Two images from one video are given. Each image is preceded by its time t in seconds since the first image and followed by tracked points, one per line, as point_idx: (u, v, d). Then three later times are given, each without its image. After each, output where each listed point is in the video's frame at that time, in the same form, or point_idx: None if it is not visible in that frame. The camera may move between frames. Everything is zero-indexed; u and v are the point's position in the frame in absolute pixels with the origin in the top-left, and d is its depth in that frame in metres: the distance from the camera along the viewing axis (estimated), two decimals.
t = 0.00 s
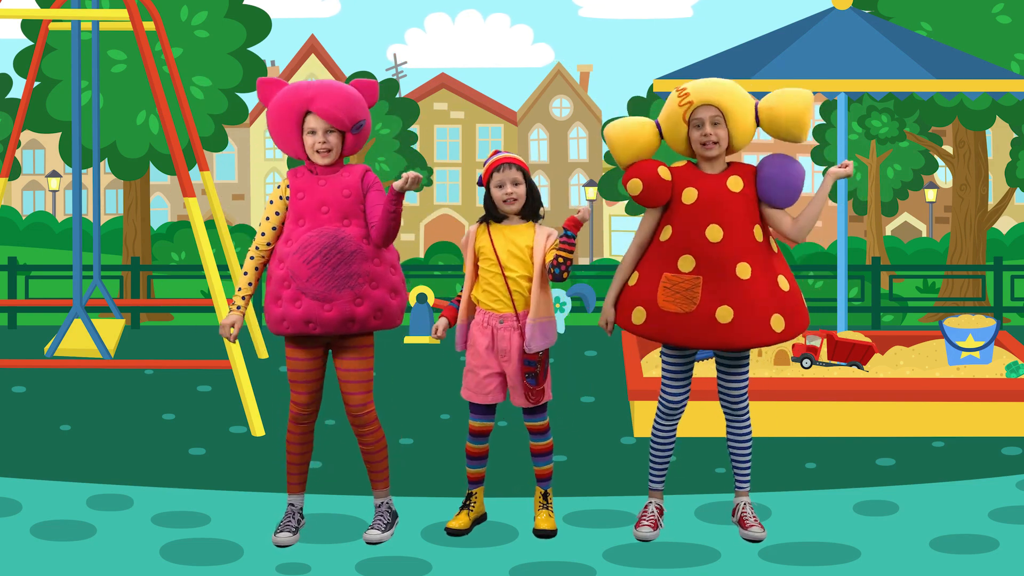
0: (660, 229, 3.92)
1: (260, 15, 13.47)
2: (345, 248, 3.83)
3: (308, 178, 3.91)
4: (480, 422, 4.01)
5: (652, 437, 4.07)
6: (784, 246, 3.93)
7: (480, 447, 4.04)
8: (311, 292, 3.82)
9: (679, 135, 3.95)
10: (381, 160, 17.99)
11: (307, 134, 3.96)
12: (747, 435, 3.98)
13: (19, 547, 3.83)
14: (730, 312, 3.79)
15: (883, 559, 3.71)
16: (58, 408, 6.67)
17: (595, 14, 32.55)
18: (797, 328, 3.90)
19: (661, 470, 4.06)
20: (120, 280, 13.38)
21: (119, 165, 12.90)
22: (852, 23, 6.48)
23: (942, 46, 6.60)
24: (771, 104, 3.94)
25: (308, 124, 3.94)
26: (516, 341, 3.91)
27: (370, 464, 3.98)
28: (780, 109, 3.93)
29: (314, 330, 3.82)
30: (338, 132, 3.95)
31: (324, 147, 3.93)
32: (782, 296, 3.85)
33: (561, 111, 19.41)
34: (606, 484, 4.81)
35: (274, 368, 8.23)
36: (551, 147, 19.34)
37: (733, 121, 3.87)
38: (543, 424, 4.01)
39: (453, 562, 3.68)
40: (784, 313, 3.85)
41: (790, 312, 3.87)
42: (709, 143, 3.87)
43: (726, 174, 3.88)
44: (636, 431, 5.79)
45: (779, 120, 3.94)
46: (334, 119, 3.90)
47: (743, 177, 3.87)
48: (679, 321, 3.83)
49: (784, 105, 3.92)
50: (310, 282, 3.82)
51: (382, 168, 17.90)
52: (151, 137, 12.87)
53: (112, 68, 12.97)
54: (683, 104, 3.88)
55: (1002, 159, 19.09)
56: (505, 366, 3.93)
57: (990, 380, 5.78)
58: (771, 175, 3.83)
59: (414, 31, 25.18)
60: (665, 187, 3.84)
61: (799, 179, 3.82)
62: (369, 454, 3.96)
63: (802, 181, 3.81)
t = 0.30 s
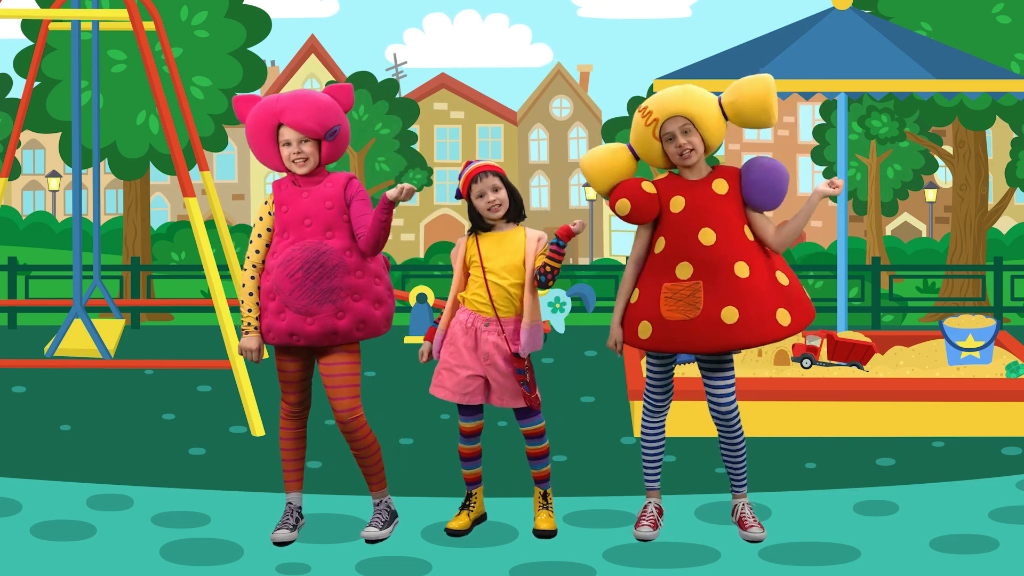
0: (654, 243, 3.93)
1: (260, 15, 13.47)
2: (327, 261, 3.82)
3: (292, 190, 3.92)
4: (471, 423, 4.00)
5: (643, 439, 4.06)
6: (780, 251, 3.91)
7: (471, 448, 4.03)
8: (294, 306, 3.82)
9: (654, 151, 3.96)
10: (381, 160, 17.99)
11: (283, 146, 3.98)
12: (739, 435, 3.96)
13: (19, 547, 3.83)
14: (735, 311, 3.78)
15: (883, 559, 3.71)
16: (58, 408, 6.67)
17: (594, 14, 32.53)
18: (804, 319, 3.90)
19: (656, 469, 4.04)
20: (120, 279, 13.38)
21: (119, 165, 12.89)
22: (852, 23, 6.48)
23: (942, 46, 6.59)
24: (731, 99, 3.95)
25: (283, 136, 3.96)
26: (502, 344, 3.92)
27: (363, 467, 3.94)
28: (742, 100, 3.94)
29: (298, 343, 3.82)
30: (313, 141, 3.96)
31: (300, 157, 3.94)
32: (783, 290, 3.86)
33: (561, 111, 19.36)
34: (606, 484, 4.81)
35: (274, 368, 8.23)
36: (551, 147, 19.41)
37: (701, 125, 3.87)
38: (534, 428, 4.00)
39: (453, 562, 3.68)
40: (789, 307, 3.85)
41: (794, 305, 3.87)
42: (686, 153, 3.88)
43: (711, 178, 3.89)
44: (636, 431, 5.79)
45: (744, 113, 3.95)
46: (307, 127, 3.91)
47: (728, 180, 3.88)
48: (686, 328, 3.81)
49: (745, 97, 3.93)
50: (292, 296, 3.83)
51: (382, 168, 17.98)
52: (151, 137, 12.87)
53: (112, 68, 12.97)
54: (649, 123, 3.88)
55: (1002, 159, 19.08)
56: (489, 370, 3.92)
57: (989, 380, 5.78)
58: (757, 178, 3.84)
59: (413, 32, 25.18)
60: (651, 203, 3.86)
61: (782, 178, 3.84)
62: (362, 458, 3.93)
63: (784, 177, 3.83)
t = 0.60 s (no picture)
0: (655, 246, 3.93)
1: (260, 15, 13.47)
2: (330, 267, 3.81)
3: (298, 196, 3.93)
4: (466, 424, 4.00)
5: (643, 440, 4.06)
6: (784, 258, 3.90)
7: (467, 449, 4.03)
8: (295, 310, 3.82)
9: (660, 159, 3.95)
10: (381, 160, 17.99)
11: (288, 158, 3.97)
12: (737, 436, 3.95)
13: (19, 547, 3.83)
14: (732, 321, 3.78)
15: (883, 559, 3.71)
16: (57, 408, 6.67)
17: (592, 14, 32.54)
18: (802, 329, 3.90)
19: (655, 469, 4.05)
20: (120, 279, 13.38)
21: (119, 165, 12.90)
22: (852, 23, 6.48)
23: (942, 47, 6.59)
24: (738, 108, 3.93)
25: (287, 148, 3.95)
26: (497, 348, 3.91)
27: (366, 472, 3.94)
28: (750, 108, 3.91)
29: (298, 348, 3.82)
30: (318, 152, 3.95)
31: (306, 168, 3.94)
32: (783, 299, 3.85)
33: (561, 111, 19.40)
34: (606, 485, 4.81)
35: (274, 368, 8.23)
36: (551, 147, 19.44)
37: (708, 133, 3.86)
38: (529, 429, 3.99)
39: (453, 562, 3.68)
40: (787, 316, 3.85)
41: (792, 315, 3.86)
42: (692, 161, 3.86)
43: (716, 184, 3.88)
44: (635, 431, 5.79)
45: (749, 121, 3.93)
46: (312, 139, 3.91)
47: (732, 186, 3.87)
48: (682, 335, 3.82)
49: (754, 106, 3.91)
50: (294, 299, 3.83)
51: (382, 168, 17.92)
52: (151, 137, 12.87)
53: (112, 67, 12.97)
54: (656, 130, 3.88)
55: (1002, 159, 19.08)
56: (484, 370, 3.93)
57: (990, 380, 5.78)
58: (762, 182, 3.82)
59: (412, 32, 25.19)
60: (657, 206, 3.85)
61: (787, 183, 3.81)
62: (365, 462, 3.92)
63: (790, 184, 3.79)
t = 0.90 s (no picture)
0: (668, 232, 3.92)
1: (260, 15, 13.47)
2: (340, 254, 3.81)
3: (312, 186, 3.94)
4: (481, 422, 4.01)
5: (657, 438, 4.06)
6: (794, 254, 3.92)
7: (478, 447, 4.03)
8: (306, 298, 3.82)
9: (696, 128, 3.94)
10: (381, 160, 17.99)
11: (326, 138, 3.96)
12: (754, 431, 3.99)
13: (19, 547, 3.83)
14: (743, 307, 3.78)
15: (883, 559, 3.71)
16: (58, 408, 6.67)
17: (591, 14, 32.56)
18: (811, 321, 3.90)
19: (665, 471, 4.04)
20: (120, 279, 13.38)
21: (119, 165, 12.90)
22: (852, 23, 6.48)
23: (942, 46, 6.59)
24: (791, 126, 3.96)
25: (329, 129, 3.94)
26: (518, 343, 3.92)
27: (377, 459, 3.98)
28: (798, 134, 3.96)
29: (310, 336, 3.81)
30: (356, 142, 3.96)
31: (339, 154, 3.93)
32: (794, 290, 3.87)
33: (561, 111, 19.43)
34: (607, 484, 4.81)
35: (275, 368, 8.23)
36: (551, 147, 19.39)
37: (750, 128, 3.87)
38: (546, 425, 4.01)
39: (453, 562, 3.68)
40: (797, 308, 3.86)
41: (802, 306, 3.87)
42: (721, 142, 3.86)
43: (732, 172, 3.88)
44: (636, 431, 5.79)
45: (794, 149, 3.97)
46: (355, 129, 3.91)
47: (749, 177, 3.87)
48: (692, 319, 3.81)
49: (802, 131, 3.95)
50: (305, 288, 3.82)
51: (382, 168, 17.88)
52: (150, 137, 12.87)
53: (112, 68, 12.97)
54: (710, 99, 3.87)
55: (1002, 159, 19.09)
56: (507, 367, 3.94)
57: (990, 379, 5.78)
58: (777, 180, 3.81)
59: (411, 32, 25.21)
60: (670, 186, 3.85)
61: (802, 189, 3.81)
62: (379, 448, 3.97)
63: (805, 190, 3.80)
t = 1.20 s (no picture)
0: (675, 228, 3.92)
1: (260, 15, 13.47)
2: (358, 255, 3.81)
3: (329, 185, 3.93)
4: (488, 423, 4.00)
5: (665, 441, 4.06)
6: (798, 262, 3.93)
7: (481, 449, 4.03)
8: (322, 297, 3.82)
9: (714, 130, 3.93)
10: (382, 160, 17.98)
11: (342, 136, 3.95)
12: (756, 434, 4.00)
13: (19, 547, 3.83)
14: (739, 316, 3.80)
15: (883, 559, 3.71)
16: (58, 408, 6.67)
17: (590, 14, 32.56)
18: (804, 338, 3.91)
19: (673, 472, 4.05)
20: (120, 279, 13.38)
21: (119, 165, 12.90)
22: (852, 22, 6.48)
23: (942, 46, 6.59)
24: (810, 134, 3.96)
25: (346, 127, 3.93)
26: (530, 344, 3.91)
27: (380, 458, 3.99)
28: (817, 142, 3.96)
29: (324, 336, 3.81)
30: (372, 139, 3.94)
31: (356, 152, 3.92)
32: (792, 306, 3.87)
33: (561, 111, 19.32)
34: (607, 484, 4.81)
35: (275, 368, 8.23)
36: (551, 147, 19.38)
37: (769, 133, 3.88)
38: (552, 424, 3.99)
39: (453, 562, 3.68)
40: (792, 322, 3.86)
41: (797, 322, 3.88)
42: (740, 145, 3.86)
43: (748, 179, 3.88)
44: (637, 431, 5.79)
45: (809, 157, 3.98)
46: (371, 127, 3.89)
47: (765, 184, 3.87)
48: (686, 319, 3.83)
49: (822, 140, 3.96)
50: (322, 287, 3.82)
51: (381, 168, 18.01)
52: (151, 137, 12.87)
53: (112, 67, 12.97)
54: (731, 101, 3.86)
55: (1002, 159, 19.09)
56: (522, 368, 3.94)
57: (989, 380, 5.78)
58: (793, 187, 3.82)
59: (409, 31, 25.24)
60: (686, 184, 3.84)
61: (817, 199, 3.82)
62: (382, 447, 3.98)
63: (820, 201, 3.81)
